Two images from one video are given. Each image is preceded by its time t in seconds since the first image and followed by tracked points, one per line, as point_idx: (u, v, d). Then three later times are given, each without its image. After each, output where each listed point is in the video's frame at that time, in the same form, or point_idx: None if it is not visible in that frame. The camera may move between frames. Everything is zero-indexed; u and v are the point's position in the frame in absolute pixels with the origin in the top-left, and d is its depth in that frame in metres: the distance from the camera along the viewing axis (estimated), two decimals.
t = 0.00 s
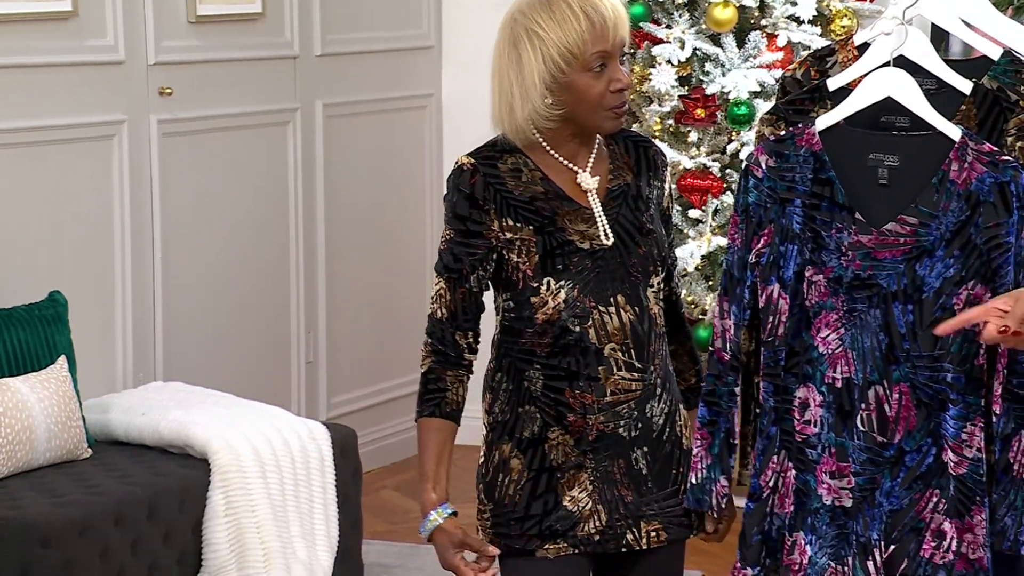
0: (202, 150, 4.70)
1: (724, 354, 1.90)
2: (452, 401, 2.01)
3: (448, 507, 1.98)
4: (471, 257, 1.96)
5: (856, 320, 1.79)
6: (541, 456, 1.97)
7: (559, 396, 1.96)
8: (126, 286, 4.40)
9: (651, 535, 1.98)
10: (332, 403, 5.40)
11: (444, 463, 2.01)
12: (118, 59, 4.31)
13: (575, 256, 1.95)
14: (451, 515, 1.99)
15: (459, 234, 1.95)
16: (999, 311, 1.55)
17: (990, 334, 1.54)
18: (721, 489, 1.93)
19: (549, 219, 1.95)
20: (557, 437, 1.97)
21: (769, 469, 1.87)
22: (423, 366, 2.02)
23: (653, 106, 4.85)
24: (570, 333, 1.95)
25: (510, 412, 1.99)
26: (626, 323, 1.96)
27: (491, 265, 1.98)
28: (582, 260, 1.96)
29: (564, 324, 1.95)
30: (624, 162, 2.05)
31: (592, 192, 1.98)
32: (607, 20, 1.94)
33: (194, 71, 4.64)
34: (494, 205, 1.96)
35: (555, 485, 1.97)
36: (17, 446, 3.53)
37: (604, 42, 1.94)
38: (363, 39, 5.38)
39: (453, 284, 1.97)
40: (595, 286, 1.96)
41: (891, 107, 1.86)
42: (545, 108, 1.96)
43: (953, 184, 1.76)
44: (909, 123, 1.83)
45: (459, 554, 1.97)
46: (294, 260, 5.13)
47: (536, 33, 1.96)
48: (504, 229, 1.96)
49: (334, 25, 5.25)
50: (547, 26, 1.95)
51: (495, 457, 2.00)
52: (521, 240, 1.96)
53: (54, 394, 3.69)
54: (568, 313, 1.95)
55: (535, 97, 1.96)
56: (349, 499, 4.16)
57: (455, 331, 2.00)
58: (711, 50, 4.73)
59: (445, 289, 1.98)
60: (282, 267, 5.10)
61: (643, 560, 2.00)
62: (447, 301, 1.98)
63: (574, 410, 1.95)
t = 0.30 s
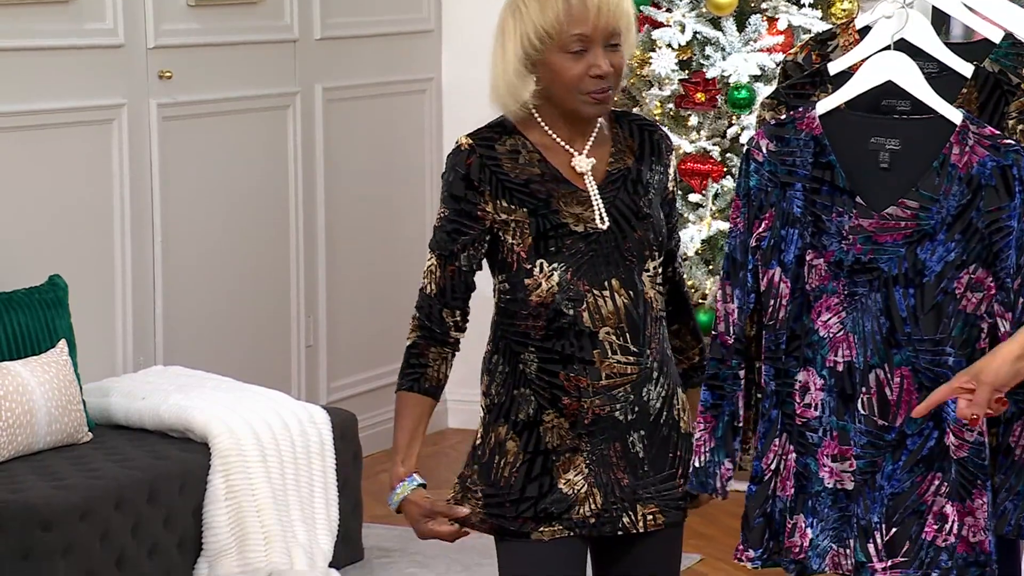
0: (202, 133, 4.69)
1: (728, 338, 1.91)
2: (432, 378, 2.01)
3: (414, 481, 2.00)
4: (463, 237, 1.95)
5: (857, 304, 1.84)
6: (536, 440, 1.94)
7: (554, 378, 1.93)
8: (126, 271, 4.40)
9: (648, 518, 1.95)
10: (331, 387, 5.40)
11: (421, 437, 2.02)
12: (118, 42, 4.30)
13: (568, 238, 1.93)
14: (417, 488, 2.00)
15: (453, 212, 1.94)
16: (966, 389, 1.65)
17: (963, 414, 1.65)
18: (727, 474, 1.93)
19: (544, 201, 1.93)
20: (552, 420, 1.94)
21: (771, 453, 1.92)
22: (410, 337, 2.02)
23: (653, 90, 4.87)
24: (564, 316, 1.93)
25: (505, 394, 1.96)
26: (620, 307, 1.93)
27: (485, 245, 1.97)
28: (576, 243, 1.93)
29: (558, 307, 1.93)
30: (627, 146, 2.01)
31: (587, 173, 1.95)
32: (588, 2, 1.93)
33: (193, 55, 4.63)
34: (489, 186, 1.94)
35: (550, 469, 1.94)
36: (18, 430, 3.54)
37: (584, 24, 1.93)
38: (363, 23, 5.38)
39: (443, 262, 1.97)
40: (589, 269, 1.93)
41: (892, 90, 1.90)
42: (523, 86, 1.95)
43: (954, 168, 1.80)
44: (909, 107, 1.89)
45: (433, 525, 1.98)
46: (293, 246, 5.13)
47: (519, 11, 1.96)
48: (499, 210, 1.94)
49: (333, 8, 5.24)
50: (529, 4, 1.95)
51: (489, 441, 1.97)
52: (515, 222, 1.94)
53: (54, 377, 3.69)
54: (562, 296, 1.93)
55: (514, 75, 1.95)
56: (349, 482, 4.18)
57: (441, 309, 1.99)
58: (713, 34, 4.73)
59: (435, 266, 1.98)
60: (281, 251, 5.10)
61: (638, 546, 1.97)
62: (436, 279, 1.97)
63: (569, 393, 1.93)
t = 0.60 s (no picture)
0: (201, 118, 4.69)
1: (748, 327, 1.98)
2: (445, 355, 1.99)
3: (426, 460, 2.01)
4: (468, 212, 1.95)
5: (868, 288, 1.91)
6: (523, 420, 1.94)
7: (541, 359, 1.92)
8: (126, 256, 4.40)
9: (638, 501, 1.93)
10: (332, 371, 5.41)
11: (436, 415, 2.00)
12: (117, 26, 4.30)
13: (558, 220, 1.92)
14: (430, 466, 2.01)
15: (456, 188, 1.93)
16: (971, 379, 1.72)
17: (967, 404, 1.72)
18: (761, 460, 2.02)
19: (538, 179, 1.92)
20: (538, 401, 1.93)
21: (789, 440, 1.98)
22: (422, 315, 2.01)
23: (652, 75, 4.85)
24: (553, 297, 1.92)
25: (497, 373, 1.96)
26: (610, 290, 1.92)
27: (490, 223, 1.96)
28: (565, 224, 1.92)
29: (546, 288, 1.92)
30: (633, 129, 1.98)
31: (581, 152, 1.93)
32: None
33: (192, 39, 4.63)
34: (488, 162, 1.93)
35: (536, 449, 1.94)
36: (17, 413, 3.55)
37: None
38: (363, 7, 5.37)
39: (450, 239, 1.96)
40: (578, 251, 1.92)
41: (895, 75, 1.96)
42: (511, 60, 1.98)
43: (960, 150, 1.87)
44: (913, 90, 1.94)
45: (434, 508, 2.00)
46: (293, 232, 5.13)
47: None
48: (496, 186, 1.93)
49: None
50: None
51: (481, 419, 1.97)
52: (509, 200, 1.93)
53: (53, 361, 3.70)
54: (550, 277, 1.92)
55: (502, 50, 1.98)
56: (349, 466, 4.19)
57: (452, 284, 1.98)
58: (713, 18, 4.72)
59: (444, 244, 1.97)
60: (281, 235, 5.10)
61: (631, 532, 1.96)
62: (446, 256, 1.97)
63: (555, 373, 1.92)
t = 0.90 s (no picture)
0: (201, 102, 4.69)
1: (751, 313, 2.01)
2: (448, 327, 2.02)
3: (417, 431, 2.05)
4: (473, 188, 1.97)
5: (875, 273, 1.91)
6: (512, 395, 1.95)
7: (532, 337, 1.94)
8: (125, 240, 4.40)
9: (625, 484, 1.93)
10: (332, 354, 5.42)
11: (437, 387, 2.04)
12: (117, 9, 4.30)
13: (553, 201, 1.93)
14: (423, 438, 2.05)
15: (463, 163, 1.97)
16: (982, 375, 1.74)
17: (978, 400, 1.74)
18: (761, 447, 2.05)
19: (540, 158, 1.94)
20: (527, 378, 1.94)
21: (799, 427, 1.99)
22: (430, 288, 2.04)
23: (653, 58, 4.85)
24: (546, 278, 1.93)
25: (491, 346, 1.97)
26: (604, 273, 1.93)
27: (495, 201, 1.98)
28: (561, 206, 1.93)
29: (540, 268, 1.93)
30: (645, 112, 1.97)
31: (586, 132, 1.94)
32: None
33: (192, 23, 4.62)
34: (493, 138, 1.96)
35: (522, 426, 1.95)
36: (18, 397, 3.55)
37: None
38: None
39: (457, 214, 1.99)
40: (573, 231, 1.93)
41: (896, 58, 1.95)
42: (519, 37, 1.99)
43: (965, 132, 1.87)
44: (914, 74, 1.94)
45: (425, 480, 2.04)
46: (293, 216, 5.14)
47: None
48: (500, 163, 1.96)
49: None
50: None
51: (473, 392, 1.99)
52: (510, 177, 1.95)
53: (53, 345, 3.70)
54: (545, 257, 1.93)
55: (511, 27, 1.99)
56: (350, 449, 4.20)
57: (458, 258, 2.00)
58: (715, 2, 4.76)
59: (451, 220, 2.00)
60: (282, 219, 5.10)
61: (621, 510, 1.95)
62: (451, 230, 2.00)
63: (545, 353, 1.93)
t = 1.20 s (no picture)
0: (202, 85, 4.68)
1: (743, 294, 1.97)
2: (451, 306, 2.06)
3: (422, 411, 2.08)
4: (474, 169, 2.00)
5: (869, 256, 1.91)
6: (504, 375, 1.98)
7: (524, 320, 1.96)
8: (126, 224, 4.41)
9: (618, 468, 1.95)
10: (332, 337, 5.43)
11: (444, 364, 2.08)
12: None
13: (543, 184, 1.95)
14: (425, 417, 2.08)
15: (465, 145, 2.00)
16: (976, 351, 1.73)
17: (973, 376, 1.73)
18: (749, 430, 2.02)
19: (533, 142, 1.96)
20: (520, 359, 1.96)
21: (789, 409, 1.97)
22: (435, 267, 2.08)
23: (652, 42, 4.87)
24: (538, 261, 1.95)
25: (488, 327, 2.00)
26: (595, 258, 1.94)
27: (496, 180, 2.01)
28: (551, 191, 1.95)
29: (532, 251, 1.95)
30: (644, 97, 1.97)
31: (584, 116, 1.95)
32: None
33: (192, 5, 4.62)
34: (491, 120, 1.98)
35: (514, 408, 1.97)
36: (17, 379, 3.56)
37: None
38: None
39: (460, 194, 2.03)
40: (564, 217, 1.94)
41: (897, 40, 1.95)
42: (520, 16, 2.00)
43: (963, 115, 1.87)
44: (914, 56, 1.93)
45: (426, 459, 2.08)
46: (293, 200, 5.14)
47: None
48: (497, 144, 1.98)
49: None
50: None
51: (472, 369, 2.02)
52: (506, 160, 1.98)
53: (54, 327, 3.70)
54: (537, 242, 1.95)
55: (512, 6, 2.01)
56: (350, 431, 4.20)
57: (462, 238, 2.04)
58: None
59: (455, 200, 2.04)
60: (282, 203, 5.11)
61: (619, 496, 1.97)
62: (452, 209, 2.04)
63: (536, 335, 1.95)
